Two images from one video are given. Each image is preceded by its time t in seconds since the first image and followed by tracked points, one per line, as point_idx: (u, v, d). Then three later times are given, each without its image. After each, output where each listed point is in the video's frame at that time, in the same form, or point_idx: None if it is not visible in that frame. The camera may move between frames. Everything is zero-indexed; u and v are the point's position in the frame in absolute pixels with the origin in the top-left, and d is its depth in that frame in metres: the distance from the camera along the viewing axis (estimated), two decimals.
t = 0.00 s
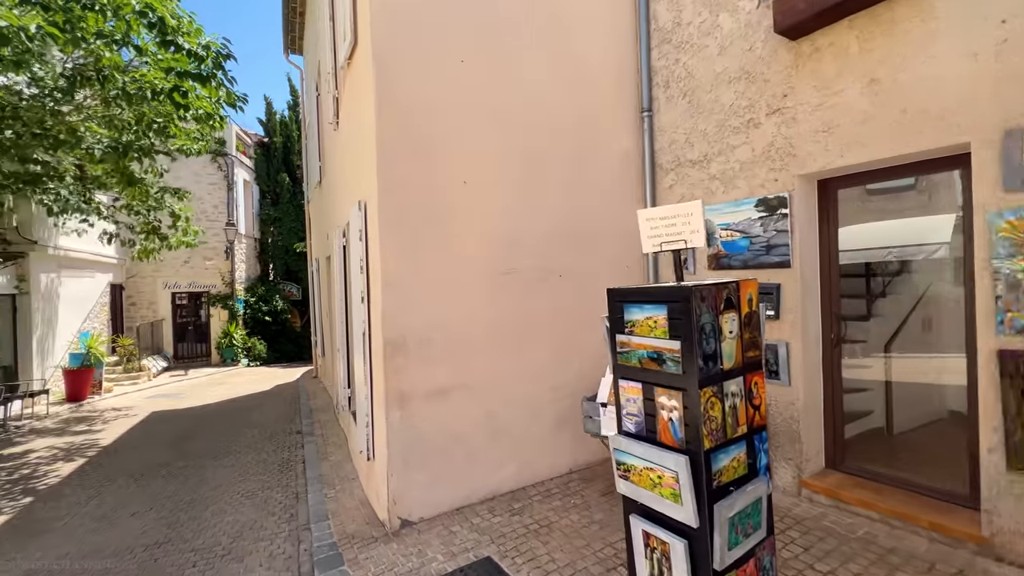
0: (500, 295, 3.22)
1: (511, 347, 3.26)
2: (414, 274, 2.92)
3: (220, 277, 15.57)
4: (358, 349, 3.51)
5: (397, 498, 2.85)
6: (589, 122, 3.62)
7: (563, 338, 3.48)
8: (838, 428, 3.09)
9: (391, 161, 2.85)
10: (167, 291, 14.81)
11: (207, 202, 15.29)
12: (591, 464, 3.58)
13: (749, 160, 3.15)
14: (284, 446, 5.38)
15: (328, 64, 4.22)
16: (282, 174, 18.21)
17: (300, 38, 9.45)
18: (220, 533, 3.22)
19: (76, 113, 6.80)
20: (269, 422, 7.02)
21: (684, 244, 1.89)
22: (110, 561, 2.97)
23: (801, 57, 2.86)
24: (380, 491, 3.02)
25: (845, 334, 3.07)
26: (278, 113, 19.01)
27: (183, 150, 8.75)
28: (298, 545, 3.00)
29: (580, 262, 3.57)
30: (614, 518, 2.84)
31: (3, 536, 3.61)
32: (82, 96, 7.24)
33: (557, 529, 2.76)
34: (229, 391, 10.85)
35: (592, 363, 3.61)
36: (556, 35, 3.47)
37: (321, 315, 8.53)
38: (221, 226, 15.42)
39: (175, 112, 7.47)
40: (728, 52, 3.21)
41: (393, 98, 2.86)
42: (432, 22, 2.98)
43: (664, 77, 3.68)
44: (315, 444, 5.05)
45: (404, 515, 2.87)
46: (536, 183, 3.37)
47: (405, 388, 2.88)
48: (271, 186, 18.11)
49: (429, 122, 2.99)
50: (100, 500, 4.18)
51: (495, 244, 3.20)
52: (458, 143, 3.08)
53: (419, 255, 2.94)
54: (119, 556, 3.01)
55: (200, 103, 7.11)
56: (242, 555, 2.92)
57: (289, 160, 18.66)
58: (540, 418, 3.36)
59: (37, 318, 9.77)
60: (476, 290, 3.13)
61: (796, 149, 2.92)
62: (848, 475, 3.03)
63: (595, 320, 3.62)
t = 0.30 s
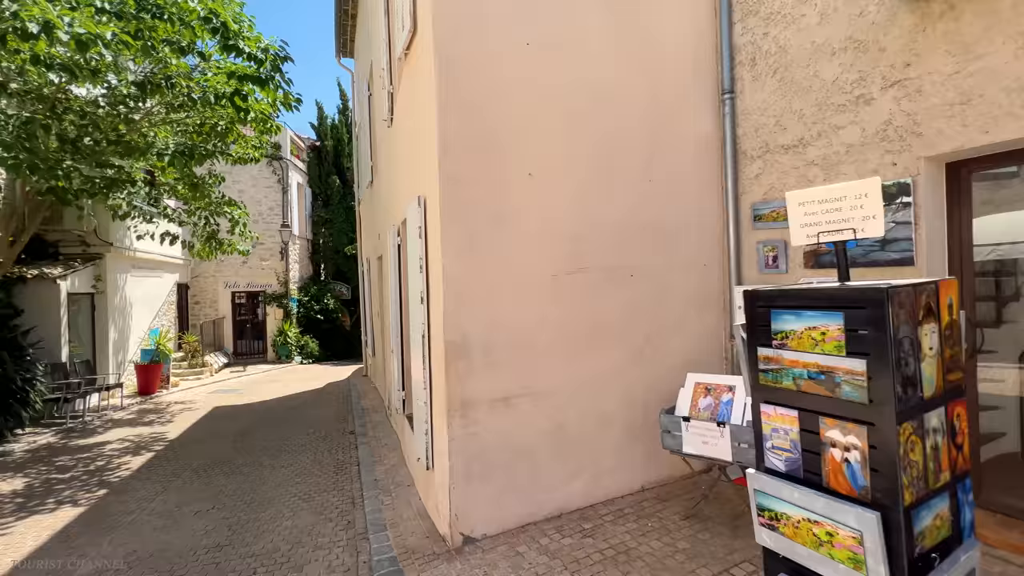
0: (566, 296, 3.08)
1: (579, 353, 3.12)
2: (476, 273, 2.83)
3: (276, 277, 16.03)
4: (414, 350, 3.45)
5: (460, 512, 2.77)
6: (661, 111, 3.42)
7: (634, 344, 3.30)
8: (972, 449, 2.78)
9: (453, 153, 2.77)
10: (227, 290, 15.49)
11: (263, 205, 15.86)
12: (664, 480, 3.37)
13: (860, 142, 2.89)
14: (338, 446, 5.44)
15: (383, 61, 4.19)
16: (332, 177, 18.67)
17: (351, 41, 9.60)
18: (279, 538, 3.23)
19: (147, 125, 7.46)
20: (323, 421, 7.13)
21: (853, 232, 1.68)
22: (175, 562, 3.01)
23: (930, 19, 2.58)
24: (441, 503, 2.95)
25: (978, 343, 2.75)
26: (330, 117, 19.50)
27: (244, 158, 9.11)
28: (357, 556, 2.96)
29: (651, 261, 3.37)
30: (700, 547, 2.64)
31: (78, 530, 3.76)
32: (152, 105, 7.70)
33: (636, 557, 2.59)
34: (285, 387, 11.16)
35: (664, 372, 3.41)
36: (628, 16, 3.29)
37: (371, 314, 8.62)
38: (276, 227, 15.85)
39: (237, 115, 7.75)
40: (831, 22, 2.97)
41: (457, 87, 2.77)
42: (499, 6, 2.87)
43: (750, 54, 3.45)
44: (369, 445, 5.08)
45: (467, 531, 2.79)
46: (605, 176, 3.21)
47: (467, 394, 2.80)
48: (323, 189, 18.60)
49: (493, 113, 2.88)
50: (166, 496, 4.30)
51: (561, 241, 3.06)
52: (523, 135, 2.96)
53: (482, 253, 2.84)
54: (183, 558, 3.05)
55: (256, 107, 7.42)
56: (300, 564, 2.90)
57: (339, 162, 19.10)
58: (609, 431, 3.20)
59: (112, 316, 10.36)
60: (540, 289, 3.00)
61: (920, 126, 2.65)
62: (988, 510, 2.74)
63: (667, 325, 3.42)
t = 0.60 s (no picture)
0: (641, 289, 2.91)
1: (654, 356, 2.95)
2: (544, 258, 2.74)
3: (332, 276, 16.48)
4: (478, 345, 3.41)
5: (529, 525, 2.68)
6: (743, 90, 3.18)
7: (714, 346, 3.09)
8: None
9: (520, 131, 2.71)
10: (287, 288, 16.08)
11: (321, 206, 16.36)
12: (749, 495, 3.13)
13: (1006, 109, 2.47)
14: (395, 443, 5.47)
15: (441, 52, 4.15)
16: (385, 177, 19.02)
17: (406, 40, 9.67)
18: (341, 538, 3.22)
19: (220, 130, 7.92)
20: (380, 418, 7.23)
21: None
22: (241, 558, 3.04)
23: None
24: (508, 512, 2.87)
25: None
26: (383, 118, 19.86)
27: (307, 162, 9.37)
28: (419, 562, 2.91)
29: (733, 251, 3.13)
30: None
31: (154, 518, 3.90)
32: (223, 110, 8.08)
33: None
34: (343, 383, 11.45)
35: (747, 377, 3.17)
36: None
37: (424, 312, 8.68)
38: (332, 227, 16.34)
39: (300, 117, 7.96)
40: None
41: (526, 67, 2.71)
42: None
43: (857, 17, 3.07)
44: (424, 444, 5.09)
45: (536, 545, 2.69)
46: (683, 159, 3.01)
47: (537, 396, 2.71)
48: (376, 189, 19.01)
49: (562, 92, 2.78)
50: (233, 487, 4.43)
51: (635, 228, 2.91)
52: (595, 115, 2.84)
53: (549, 236, 2.75)
54: (249, 554, 3.08)
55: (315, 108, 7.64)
56: (363, 567, 2.87)
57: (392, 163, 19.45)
58: (687, 440, 3.00)
59: (185, 312, 10.89)
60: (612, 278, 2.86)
61: None
62: None
63: (752, 324, 3.17)
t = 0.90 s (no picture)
0: (724, 295, 2.73)
1: (740, 370, 2.74)
2: (615, 255, 2.63)
3: (387, 275, 16.79)
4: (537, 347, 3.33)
5: (599, 549, 2.56)
6: (847, 74, 2.86)
7: (811, 361, 2.81)
8: None
9: (590, 120, 2.61)
10: (345, 287, 16.54)
11: (378, 207, 16.70)
12: (841, 526, 2.84)
13: None
14: (451, 446, 5.44)
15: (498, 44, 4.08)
16: (439, 178, 19.19)
17: (459, 39, 9.64)
18: (397, 547, 3.16)
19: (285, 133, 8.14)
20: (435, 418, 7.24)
21: None
22: (300, 562, 3.03)
23: None
24: (574, 534, 2.75)
25: None
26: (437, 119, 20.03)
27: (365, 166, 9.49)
28: None
29: (832, 248, 2.84)
30: None
31: (219, 513, 3.99)
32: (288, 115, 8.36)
33: None
34: (398, 381, 11.62)
35: (851, 396, 2.84)
36: None
37: (478, 312, 8.65)
38: (388, 228, 16.65)
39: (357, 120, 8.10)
40: None
41: (597, 50, 2.61)
42: None
43: None
44: (480, 449, 5.02)
45: (607, 572, 2.57)
46: (771, 147, 2.78)
47: (609, 407, 2.61)
48: (429, 190, 19.24)
49: (633, 78, 2.66)
50: (292, 484, 4.51)
51: (715, 228, 2.73)
52: (673, 100, 2.69)
53: (621, 234, 2.64)
54: (307, 558, 3.08)
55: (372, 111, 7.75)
56: None
57: (445, 163, 19.63)
58: (772, 461, 2.76)
59: (252, 310, 11.32)
60: (687, 279, 2.70)
61: None
62: None
63: (854, 333, 2.85)
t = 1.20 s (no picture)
0: (818, 297, 2.44)
1: (836, 383, 2.45)
2: (692, 251, 2.41)
3: (442, 274, 16.91)
4: (601, 343, 3.14)
5: None
6: (968, 46, 2.49)
7: (922, 373, 2.46)
8: None
9: (665, 104, 2.41)
10: (401, 286, 16.82)
11: (432, 207, 16.88)
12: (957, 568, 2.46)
13: None
14: (505, 449, 5.30)
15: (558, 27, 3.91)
16: (492, 176, 19.16)
17: (513, 31, 9.47)
18: (449, 558, 3.03)
19: (343, 132, 8.33)
20: (490, 418, 7.12)
21: None
22: (349, 568, 2.96)
23: None
24: (644, 558, 2.54)
25: None
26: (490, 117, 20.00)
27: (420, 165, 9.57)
28: None
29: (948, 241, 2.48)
30: None
31: (275, 509, 4.01)
32: (346, 115, 8.58)
33: None
34: (452, 379, 11.61)
35: (973, 418, 2.46)
36: None
37: (532, 311, 8.46)
38: (442, 226, 16.78)
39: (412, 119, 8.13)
40: None
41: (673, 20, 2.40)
42: None
43: None
44: (536, 455, 4.85)
45: None
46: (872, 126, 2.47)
47: (687, 421, 2.40)
48: (483, 188, 19.22)
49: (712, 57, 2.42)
50: (346, 482, 4.50)
51: (807, 221, 2.45)
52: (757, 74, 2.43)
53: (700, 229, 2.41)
54: (358, 564, 3.00)
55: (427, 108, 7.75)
56: None
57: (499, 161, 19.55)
58: (872, 489, 2.43)
59: (314, 307, 11.60)
60: (775, 279, 2.44)
61: None
62: None
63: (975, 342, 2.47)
